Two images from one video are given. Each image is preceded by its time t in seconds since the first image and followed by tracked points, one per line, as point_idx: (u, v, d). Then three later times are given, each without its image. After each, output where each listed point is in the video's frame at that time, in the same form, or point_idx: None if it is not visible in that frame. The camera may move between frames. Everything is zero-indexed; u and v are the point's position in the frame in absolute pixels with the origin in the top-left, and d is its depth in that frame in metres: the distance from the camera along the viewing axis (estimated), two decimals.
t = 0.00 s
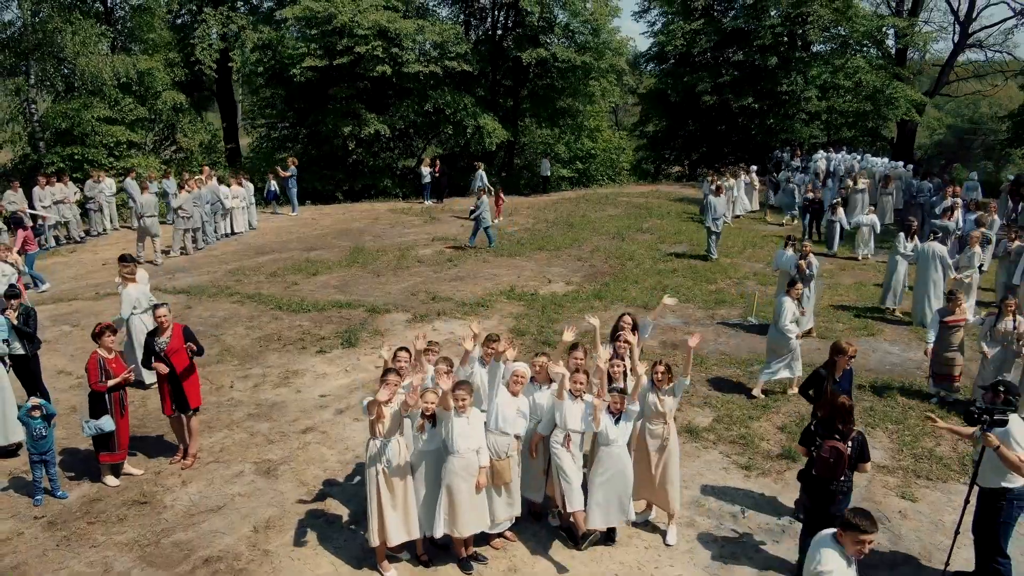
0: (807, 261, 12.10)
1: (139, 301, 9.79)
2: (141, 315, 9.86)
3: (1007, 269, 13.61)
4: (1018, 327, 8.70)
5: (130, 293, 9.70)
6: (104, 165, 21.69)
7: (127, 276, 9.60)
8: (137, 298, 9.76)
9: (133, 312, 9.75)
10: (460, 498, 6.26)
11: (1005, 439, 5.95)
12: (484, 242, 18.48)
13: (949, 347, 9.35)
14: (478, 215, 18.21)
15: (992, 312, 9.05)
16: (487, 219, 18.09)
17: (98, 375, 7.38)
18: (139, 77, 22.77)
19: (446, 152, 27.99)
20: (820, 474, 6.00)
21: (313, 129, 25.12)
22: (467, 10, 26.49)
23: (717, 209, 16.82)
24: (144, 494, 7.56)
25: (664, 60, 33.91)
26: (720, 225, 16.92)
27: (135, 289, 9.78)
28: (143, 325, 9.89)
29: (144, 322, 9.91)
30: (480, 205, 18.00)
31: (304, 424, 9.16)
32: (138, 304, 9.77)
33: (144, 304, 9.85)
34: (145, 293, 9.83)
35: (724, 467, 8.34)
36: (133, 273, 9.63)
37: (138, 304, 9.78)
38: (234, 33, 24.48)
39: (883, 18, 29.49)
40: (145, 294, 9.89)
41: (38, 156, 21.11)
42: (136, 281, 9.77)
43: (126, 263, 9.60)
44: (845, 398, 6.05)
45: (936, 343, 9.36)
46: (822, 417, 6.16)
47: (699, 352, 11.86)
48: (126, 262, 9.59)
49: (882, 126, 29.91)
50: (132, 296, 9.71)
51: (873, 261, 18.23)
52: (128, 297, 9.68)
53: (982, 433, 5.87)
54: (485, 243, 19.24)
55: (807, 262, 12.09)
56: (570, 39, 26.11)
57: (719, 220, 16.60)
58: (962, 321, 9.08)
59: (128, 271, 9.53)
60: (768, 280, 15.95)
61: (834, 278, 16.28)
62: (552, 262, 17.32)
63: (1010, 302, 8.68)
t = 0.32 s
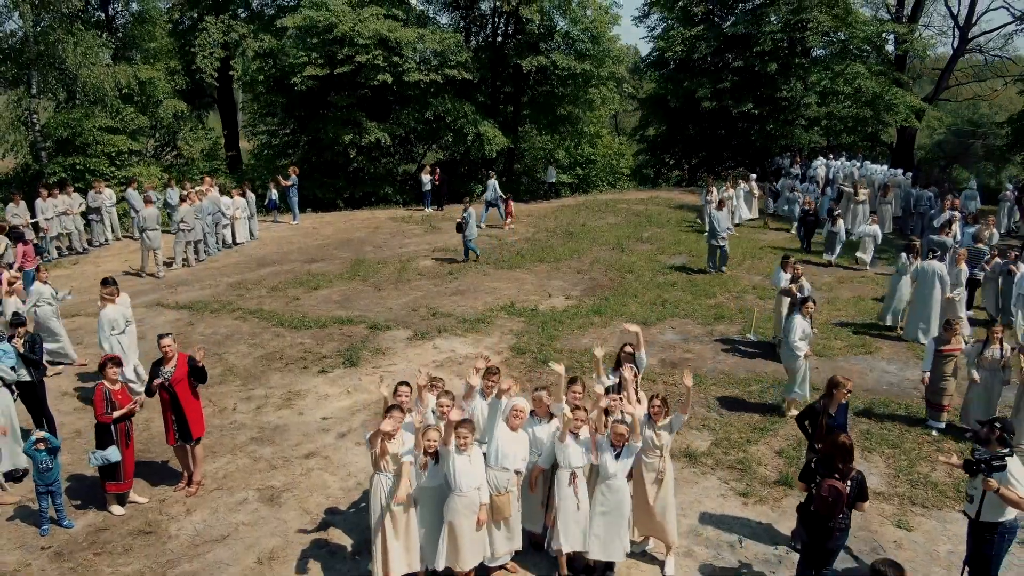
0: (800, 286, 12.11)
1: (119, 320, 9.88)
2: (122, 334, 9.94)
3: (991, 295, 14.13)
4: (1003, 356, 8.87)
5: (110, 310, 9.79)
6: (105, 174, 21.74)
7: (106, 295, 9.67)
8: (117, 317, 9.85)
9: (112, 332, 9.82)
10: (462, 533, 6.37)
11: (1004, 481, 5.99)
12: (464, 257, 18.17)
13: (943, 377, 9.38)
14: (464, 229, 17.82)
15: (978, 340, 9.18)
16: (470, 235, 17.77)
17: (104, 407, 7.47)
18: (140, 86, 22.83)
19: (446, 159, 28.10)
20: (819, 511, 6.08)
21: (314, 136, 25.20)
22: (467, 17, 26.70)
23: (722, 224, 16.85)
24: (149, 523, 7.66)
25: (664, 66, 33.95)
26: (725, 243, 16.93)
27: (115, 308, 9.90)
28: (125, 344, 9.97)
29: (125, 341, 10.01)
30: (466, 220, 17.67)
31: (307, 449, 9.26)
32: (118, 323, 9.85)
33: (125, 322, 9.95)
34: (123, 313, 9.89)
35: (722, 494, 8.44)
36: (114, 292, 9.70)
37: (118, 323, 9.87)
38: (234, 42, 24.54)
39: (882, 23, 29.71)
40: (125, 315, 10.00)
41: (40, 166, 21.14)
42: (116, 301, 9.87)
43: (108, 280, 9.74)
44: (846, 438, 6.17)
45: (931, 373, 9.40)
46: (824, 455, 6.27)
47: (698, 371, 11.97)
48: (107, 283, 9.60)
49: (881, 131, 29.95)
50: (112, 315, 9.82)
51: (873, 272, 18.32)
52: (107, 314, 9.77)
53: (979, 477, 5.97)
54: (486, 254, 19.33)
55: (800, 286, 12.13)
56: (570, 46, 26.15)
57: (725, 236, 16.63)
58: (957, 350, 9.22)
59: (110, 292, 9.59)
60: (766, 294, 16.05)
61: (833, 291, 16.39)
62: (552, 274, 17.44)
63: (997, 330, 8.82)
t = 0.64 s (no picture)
0: (788, 307, 11.62)
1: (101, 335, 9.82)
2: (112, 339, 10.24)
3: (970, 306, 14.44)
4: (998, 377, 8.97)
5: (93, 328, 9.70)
6: (107, 179, 21.76)
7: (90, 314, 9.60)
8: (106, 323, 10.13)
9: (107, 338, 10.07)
10: (463, 561, 6.46)
11: (1000, 510, 6.10)
12: (449, 265, 18.07)
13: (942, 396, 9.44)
14: (454, 239, 17.83)
15: (973, 358, 9.30)
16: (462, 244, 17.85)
17: (109, 430, 7.55)
18: (140, 91, 22.84)
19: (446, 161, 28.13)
20: (816, 537, 6.15)
21: (314, 140, 25.24)
22: (467, 20, 26.62)
23: (728, 233, 16.84)
24: (154, 544, 7.74)
25: (664, 67, 33.94)
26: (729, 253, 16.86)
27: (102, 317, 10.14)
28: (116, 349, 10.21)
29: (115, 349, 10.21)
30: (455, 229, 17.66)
31: (309, 466, 9.34)
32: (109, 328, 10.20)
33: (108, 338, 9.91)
34: (106, 329, 9.83)
35: (720, 513, 8.52)
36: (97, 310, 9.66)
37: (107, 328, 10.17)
38: (235, 45, 24.55)
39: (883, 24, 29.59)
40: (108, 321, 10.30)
41: (41, 170, 21.15)
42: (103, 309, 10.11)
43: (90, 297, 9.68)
44: (845, 465, 6.21)
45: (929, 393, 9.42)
46: (823, 483, 6.30)
47: (696, 384, 12.03)
48: (89, 301, 9.61)
49: (881, 132, 29.93)
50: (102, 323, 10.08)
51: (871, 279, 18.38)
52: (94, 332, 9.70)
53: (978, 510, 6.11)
54: (486, 260, 19.41)
55: (789, 307, 11.63)
56: (569, 49, 26.15)
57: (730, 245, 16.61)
58: (957, 369, 9.18)
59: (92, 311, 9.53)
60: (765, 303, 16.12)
61: (831, 300, 16.48)
62: (552, 282, 17.52)
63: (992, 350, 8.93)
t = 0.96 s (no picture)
0: (769, 322, 11.58)
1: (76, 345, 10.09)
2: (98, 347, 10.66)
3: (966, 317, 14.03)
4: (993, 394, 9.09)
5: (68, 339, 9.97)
6: (108, 179, 21.81)
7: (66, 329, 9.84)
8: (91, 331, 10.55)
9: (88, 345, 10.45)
10: None
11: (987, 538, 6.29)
12: (446, 267, 18.21)
13: (937, 415, 9.36)
14: (443, 241, 17.82)
15: (968, 376, 9.37)
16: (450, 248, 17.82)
17: (115, 450, 7.71)
18: (139, 91, 22.78)
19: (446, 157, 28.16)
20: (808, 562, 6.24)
21: (314, 137, 25.27)
22: (466, 17, 26.57)
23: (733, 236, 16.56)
24: (160, 561, 7.89)
25: (664, 62, 33.91)
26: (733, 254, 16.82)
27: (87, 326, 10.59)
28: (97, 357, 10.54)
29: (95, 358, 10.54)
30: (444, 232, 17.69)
31: (312, 479, 9.48)
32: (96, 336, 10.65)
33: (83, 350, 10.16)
34: (79, 344, 10.04)
35: (717, 528, 8.66)
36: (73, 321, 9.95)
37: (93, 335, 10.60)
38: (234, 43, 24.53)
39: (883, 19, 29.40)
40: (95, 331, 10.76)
41: (42, 171, 21.19)
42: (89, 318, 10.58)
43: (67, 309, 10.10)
44: (838, 491, 6.28)
45: (924, 411, 9.35)
46: (817, 508, 6.38)
47: (694, 392, 12.16)
48: (64, 315, 9.82)
49: (881, 128, 29.91)
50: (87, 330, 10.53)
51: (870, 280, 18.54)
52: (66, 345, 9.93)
53: (963, 537, 6.32)
54: (486, 262, 19.49)
55: (770, 322, 11.56)
56: (569, 46, 26.09)
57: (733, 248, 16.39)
58: (951, 388, 9.20)
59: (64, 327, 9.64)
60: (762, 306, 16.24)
61: (830, 303, 16.57)
62: (551, 284, 17.64)
63: (988, 368, 9.08)
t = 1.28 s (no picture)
0: (752, 337, 11.24)
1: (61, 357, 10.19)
2: (124, 347, 11.18)
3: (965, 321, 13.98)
4: (986, 406, 9.20)
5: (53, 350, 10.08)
6: (109, 175, 21.80)
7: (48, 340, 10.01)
8: (115, 334, 11.03)
9: (108, 344, 11.05)
10: None
11: (976, 557, 6.43)
12: (429, 267, 18.07)
13: (930, 429, 9.54)
14: (435, 241, 17.72)
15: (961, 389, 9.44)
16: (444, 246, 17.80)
17: (125, 464, 7.84)
18: (139, 87, 22.76)
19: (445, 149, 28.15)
20: None
21: (314, 131, 25.26)
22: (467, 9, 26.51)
23: (736, 239, 16.42)
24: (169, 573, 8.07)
25: (664, 53, 33.80)
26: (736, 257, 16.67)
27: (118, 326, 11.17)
28: (115, 357, 11.10)
29: (114, 357, 11.14)
30: (435, 231, 17.66)
31: (316, 488, 9.64)
32: (122, 338, 11.14)
33: (69, 361, 10.23)
34: (61, 354, 10.13)
35: (714, 538, 8.83)
36: (55, 334, 10.06)
37: (119, 336, 11.12)
38: (233, 37, 24.47)
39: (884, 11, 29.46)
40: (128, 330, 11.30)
41: (43, 167, 21.22)
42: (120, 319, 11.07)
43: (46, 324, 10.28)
44: (827, 513, 6.45)
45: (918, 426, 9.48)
46: (807, 530, 6.55)
47: (692, 397, 12.28)
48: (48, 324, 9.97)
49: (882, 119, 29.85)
50: (114, 330, 11.09)
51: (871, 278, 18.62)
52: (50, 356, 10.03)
53: (955, 555, 6.46)
54: (485, 259, 19.57)
55: (754, 339, 11.23)
56: (570, 39, 25.87)
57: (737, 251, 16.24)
58: (943, 402, 9.32)
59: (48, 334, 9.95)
60: (761, 306, 16.35)
61: (828, 303, 16.66)
62: (551, 283, 17.74)
63: (979, 380, 9.15)
